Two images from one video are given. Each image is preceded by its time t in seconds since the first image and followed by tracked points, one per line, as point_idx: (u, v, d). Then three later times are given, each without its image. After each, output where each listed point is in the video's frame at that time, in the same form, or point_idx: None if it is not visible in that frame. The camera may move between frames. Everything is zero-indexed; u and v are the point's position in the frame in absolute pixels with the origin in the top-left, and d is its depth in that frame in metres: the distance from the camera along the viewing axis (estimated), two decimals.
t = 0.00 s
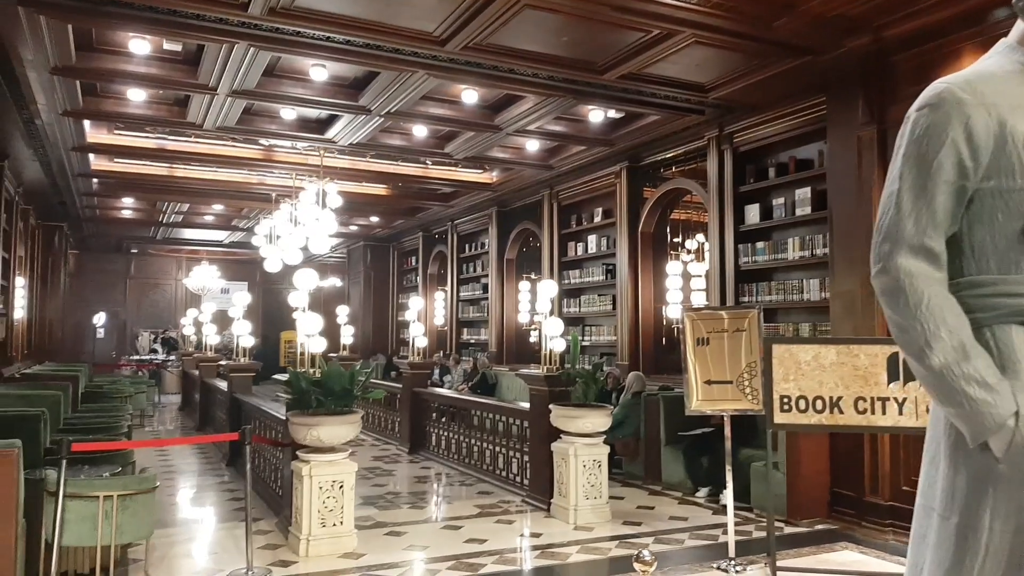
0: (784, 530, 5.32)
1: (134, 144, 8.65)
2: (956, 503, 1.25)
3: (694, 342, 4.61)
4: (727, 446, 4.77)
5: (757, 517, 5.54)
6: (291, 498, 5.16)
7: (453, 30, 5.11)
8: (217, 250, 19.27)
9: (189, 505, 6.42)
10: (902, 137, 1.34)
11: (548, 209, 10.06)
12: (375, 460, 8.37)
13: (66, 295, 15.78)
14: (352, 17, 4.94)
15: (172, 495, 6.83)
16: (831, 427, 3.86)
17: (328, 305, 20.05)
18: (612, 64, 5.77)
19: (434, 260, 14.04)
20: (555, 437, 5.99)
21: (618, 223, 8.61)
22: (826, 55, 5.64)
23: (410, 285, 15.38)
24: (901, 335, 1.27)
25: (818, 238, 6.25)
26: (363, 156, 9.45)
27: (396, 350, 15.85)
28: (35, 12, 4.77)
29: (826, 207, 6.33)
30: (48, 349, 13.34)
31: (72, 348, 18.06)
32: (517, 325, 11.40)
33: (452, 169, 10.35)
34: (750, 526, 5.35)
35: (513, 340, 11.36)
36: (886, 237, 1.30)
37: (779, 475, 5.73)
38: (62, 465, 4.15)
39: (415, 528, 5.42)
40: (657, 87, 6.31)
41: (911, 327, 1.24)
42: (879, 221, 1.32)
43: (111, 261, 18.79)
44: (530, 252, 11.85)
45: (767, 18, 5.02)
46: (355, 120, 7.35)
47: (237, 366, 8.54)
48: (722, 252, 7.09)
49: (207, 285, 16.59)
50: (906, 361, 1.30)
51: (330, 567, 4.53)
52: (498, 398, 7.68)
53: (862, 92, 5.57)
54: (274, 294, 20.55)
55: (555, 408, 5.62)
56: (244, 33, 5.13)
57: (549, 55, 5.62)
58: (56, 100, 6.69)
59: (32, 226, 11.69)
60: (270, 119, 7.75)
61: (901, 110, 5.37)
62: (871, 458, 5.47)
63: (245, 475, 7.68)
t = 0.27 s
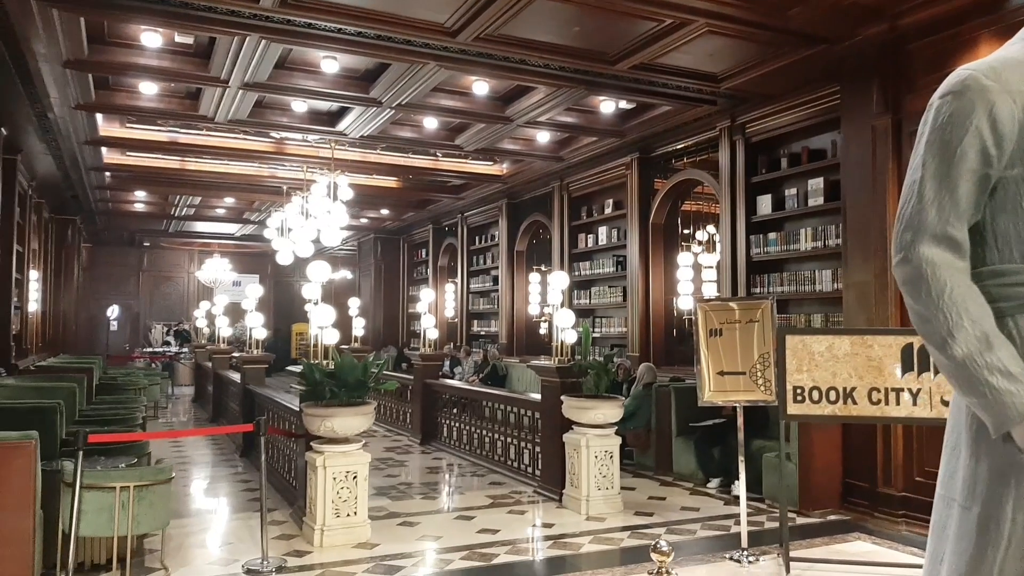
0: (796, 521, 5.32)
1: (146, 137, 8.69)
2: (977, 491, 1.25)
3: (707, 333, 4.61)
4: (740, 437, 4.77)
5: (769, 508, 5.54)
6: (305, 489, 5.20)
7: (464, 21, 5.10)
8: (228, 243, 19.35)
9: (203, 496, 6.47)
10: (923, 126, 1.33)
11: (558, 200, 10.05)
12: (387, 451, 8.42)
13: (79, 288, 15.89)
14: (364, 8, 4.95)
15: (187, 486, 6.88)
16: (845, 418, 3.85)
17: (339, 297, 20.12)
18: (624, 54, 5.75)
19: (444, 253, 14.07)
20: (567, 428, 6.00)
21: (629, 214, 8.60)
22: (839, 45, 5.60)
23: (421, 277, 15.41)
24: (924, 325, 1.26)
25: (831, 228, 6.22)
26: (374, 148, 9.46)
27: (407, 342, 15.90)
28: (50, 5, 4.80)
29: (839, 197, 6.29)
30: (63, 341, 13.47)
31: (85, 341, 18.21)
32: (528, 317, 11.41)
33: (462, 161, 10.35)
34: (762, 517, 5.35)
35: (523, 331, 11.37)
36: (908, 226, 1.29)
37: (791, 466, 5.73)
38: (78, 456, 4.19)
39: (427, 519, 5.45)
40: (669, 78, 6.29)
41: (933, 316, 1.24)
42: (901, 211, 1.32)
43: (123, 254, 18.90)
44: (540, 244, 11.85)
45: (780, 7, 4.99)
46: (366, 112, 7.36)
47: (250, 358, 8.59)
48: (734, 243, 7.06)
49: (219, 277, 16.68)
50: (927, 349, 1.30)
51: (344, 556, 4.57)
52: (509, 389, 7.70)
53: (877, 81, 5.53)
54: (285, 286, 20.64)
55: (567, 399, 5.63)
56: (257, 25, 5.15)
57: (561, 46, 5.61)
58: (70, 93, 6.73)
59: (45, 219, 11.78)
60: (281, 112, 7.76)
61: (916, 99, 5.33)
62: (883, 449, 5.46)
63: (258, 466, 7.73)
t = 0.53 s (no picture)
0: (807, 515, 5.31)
1: (159, 130, 8.73)
2: (994, 483, 1.25)
3: (718, 326, 4.61)
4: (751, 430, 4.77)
5: (779, 501, 5.54)
6: (317, 480, 5.24)
7: (476, 13, 5.10)
8: (239, 236, 19.44)
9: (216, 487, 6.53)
10: (942, 119, 1.33)
11: (568, 194, 10.04)
12: (397, 443, 8.46)
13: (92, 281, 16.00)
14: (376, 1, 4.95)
15: (199, 477, 6.94)
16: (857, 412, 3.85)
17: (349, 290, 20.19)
18: (635, 46, 5.73)
19: (453, 246, 14.09)
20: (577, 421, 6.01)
21: (640, 208, 8.58)
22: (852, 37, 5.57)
23: (431, 270, 15.44)
24: (941, 317, 1.26)
25: (843, 222, 6.20)
26: (384, 142, 9.48)
27: (417, 335, 15.95)
28: None
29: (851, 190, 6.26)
30: (76, 333, 13.57)
31: (98, 333, 18.34)
32: (538, 311, 11.42)
33: (473, 154, 10.35)
34: (773, 510, 5.35)
35: (533, 325, 11.39)
36: (927, 219, 1.29)
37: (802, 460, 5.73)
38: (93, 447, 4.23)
39: (438, 510, 5.48)
40: (680, 70, 6.27)
41: (952, 308, 1.24)
42: (920, 203, 1.32)
43: (135, 247, 19.02)
44: (550, 238, 11.85)
45: None
46: (377, 105, 7.37)
47: (262, 350, 8.64)
48: (745, 236, 7.05)
49: (230, 270, 16.76)
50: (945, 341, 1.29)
51: (357, 547, 4.61)
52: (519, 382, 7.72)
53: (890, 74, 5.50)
54: (296, 279, 20.72)
55: (578, 392, 5.64)
56: (269, 18, 5.16)
57: (572, 38, 5.60)
58: (83, 87, 6.77)
59: (59, 212, 11.87)
60: (293, 105, 7.79)
61: (929, 91, 5.30)
62: (895, 443, 5.46)
63: (270, 457, 7.79)
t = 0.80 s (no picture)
0: (818, 510, 5.29)
1: (166, 125, 8.74)
2: (1010, 484, 1.19)
3: (729, 321, 4.58)
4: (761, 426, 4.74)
5: (790, 496, 5.52)
6: (326, 475, 5.23)
7: (483, 6, 5.07)
8: (247, 231, 19.46)
9: (225, 481, 6.54)
10: (958, 109, 1.28)
11: (576, 187, 10.00)
12: (406, 437, 8.46)
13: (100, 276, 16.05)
14: None
15: (208, 471, 6.96)
16: (870, 407, 3.81)
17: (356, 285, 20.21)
18: (644, 39, 5.69)
19: (461, 240, 14.07)
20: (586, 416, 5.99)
21: (649, 201, 8.53)
22: (864, 28, 5.51)
23: (438, 264, 15.43)
24: (956, 311, 1.20)
25: (854, 215, 6.14)
26: (392, 135, 9.45)
27: (424, 329, 15.95)
28: None
29: (863, 182, 6.21)
30: (84, 328, 13.63)
31: (107, 328, 18.42)
32: (545, 305, 11.40)
33: (480, 148, 10.32)
34: (783, 505, 5.33)
35: (541, 319, 11.37)
36: (941, 211, 1.23)
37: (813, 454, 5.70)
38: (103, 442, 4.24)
39: (447, 505, 5.47)
40: (689, 62, 6.22)
41: (966, 302, 1.17)
42: (934, 195, 1.26)
43: (144, 242, 19.07)
44: (558, 232, 11.82)
45: None
46: (384, 99, 7.35)
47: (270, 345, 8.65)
48: (755, 230, 7.01)
49: (238, 265, 16.76)
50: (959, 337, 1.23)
51: (366, 542, 4.60)
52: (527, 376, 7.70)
53: (902, 65, 5.45)
54: (304, 274, 20.75)
55: (587, 387, 5.61)
56: (275, 12, 5.14)
57: (580, 30, 5.56)
58: (90, 81, 6.77)
59: (67, 206, 11.91)
60: (300, 99, 7.77)
61: (942, 83, 5.24)
62: (907, 438, 5.41)
63: (279, 452, 7.81)
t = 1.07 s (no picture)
0: (827, 504, 5.28)
1: (176, 120, 8.77)
2: None
3: (739, 315, 4.57)
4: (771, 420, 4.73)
5: (799, 491, 5.51)
6: (336, 469, 5.26)
7: None
8: (256, 226, 19.53)
9: (236, 474, 6.58)
10: (971, 100, 1.23)
11: (585, 181, 9.99)
12: (415, 431, 8.49)
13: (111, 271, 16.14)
14: None
15: (220, 464, 7.00)
16: (881, 401, 3.79)
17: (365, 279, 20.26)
18: (653, 32, 5.67)
19: (470, 235, 14.08)
20: (596, 410, 5.99)
21: (658, 195, 8.51)
22: (875, 20, 5.47)
23: (447, 259, 15.45)
24: (969, 305, 1.16)
25: (865, 209, 6.11)
26: (400, 130, 9.46)
27: (433, 324, 15.99)
28: None
29: (874, 176, 6.18)
30: (96, 323, 13.72)
31: (118, 323, 18.54)
32: (554, 299, 11.40)
33: (489, 142, 10.32)
34: (793, 499, 5.32)
35: (550, 313, 11.37)
36: (953, 205, 1.18)
37: (823, 449, 5.68)
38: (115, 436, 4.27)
39: (456, 498, 5.49)
40: (698, 56, 6.19)
41: (980, 298, 1.13)
42: (945, 189, 1.21)
43: (154, 237, 19.16)
44: (566, 226, 11.81)
45: None
46: (393, 93, 7.35)
47: (280, 339, 8.68)
48: (765, 224, 6.98)
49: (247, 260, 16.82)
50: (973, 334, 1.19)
51: (376, 535, 4.63)
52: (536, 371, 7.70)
53: (914, 58, 5.41)
54: (313, 269, 20.82)
55: (596, 381, 5.61)
56: (283, 6, 5.14)
57: (589, 24, 5.55)
58: (100, 77, 6.79)
59: (78, 202, 11.97)
60: (309, 94, 7.78)
61: (955, 75, 5.20)
62: (917, 432, 5.39)
63: (289, 445, 7.85)
